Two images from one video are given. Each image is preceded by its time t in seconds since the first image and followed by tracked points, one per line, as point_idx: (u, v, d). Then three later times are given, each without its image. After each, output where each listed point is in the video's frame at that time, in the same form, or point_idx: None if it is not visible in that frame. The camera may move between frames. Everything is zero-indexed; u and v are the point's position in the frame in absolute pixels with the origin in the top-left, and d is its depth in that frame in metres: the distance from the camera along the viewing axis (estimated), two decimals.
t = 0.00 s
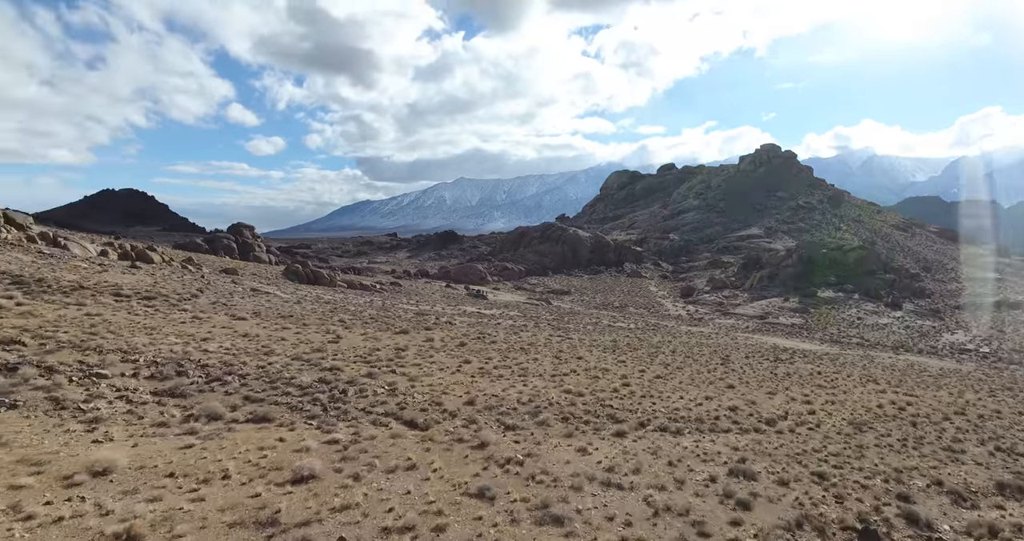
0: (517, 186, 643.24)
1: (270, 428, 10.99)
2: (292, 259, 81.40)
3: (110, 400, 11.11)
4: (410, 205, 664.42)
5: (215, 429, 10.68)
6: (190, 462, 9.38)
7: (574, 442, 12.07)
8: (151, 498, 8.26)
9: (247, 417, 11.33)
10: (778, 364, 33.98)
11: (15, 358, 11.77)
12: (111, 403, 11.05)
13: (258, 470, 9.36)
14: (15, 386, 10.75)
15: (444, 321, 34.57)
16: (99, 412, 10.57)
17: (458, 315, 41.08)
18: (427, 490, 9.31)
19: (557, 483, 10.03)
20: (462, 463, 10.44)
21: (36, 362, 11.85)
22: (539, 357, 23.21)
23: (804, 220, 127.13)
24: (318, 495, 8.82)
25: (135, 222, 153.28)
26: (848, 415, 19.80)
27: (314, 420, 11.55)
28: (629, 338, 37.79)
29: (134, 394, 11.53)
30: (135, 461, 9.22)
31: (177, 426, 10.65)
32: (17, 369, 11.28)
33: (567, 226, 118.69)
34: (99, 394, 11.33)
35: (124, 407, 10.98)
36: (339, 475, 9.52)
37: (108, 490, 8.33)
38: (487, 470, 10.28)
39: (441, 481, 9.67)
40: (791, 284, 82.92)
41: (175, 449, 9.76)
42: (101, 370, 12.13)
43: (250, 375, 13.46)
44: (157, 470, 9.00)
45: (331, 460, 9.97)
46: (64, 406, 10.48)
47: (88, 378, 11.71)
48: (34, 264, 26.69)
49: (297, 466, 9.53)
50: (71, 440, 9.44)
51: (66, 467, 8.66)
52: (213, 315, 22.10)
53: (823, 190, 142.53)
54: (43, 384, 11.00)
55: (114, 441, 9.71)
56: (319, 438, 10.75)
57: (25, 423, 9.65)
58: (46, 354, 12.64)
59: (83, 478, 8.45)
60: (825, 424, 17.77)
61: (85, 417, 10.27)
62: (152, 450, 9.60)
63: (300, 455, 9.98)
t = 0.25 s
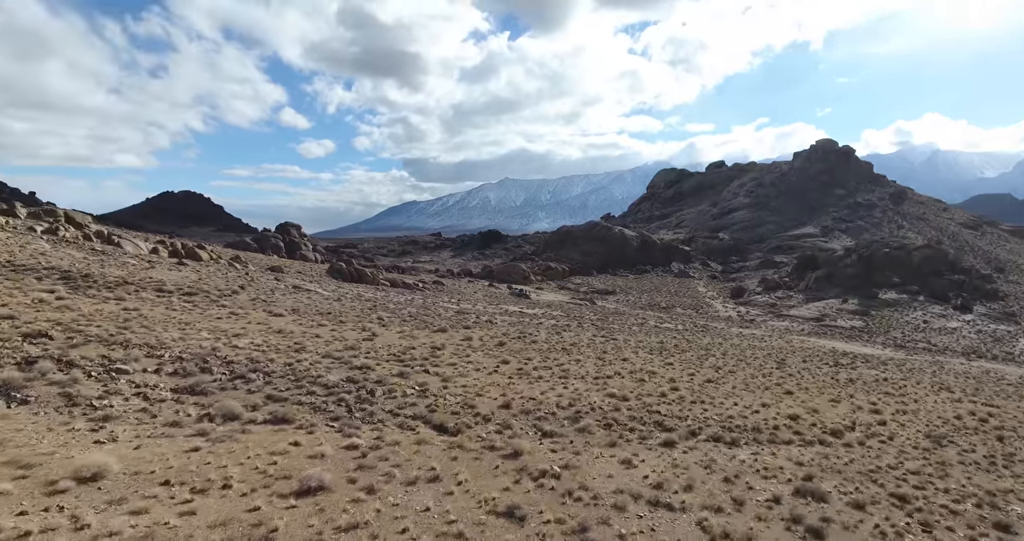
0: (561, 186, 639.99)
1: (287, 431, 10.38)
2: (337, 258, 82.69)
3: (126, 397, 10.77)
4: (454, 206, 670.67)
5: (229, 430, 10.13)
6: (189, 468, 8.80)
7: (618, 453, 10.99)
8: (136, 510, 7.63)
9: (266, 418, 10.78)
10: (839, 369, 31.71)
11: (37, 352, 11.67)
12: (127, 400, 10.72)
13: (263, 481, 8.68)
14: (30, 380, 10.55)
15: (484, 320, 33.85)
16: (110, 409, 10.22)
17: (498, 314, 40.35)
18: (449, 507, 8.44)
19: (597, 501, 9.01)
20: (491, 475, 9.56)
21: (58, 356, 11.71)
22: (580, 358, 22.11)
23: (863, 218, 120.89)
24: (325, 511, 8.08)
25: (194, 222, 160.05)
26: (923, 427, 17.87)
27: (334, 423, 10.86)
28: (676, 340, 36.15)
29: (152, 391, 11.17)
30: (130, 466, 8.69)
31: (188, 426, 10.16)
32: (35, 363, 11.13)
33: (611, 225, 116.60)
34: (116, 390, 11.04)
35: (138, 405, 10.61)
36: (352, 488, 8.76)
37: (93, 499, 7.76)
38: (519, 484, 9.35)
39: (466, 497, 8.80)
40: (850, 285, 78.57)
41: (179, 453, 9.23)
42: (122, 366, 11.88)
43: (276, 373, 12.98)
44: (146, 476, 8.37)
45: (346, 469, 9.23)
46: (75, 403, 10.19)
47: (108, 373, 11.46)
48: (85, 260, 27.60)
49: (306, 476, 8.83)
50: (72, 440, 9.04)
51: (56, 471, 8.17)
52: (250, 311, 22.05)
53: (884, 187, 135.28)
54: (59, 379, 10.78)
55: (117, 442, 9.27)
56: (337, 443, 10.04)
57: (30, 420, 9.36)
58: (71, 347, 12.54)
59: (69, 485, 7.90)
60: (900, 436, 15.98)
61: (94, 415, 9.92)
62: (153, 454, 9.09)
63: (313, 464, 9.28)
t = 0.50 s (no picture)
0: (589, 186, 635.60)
1: (280, 439, 9.66)
2: (364, 257, 83.03)
3: (114, 399, 10.26)
4: (481, 206, 672.34)
5: (216, 438, 9.47)
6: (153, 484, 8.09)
7: (645, 467, 9.98)
8: (82, 533, 6.88)
9: (260, 424, 10.10)
10: (882, 373, 29.79)
11: (32, 351, 11.35)
12: (114, 402, 10.20)
13: (235, 501, 7.92)
14: (15, 381, 10.19)
15: (507, 319, 33.04)
16: (91, 412, 9.68)
17: (523, 314, 39.47)
18: (448, 533, 7.57)
19: (619, 527, 8.03)
20: (501, 494, 8.66)
21: (51, 355, 11.37)
22: (606, 360, 21.01)
23: (904, 217, 116.20)
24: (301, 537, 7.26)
25: (228, 222, 163.63)
26: (984, 438, 16.26)
27: (330, 431, 10.08)
28: (708, 342, 34.67)
29: (143, 393, 10.64)
30: (89, 480, 8.00)
31: (172, 432, 9.56)
32: (24, 363, 10.77)
33: (640, 224, 114.66)
34: (106, 391, 10.56)
35: (125, 408, 10.06)
36: (339, 509, 7.94)
37: (39, 519, 7.04)
38: (533, 504, 8.44)
39: (469, 520, 7.92)
40: (890, 286, 75.30)
41: (153, 464, 8.57)
42: (117, 365, 11.43)
43: (281, 373, 12.34)
44: (102, 493, 7.68)
45: (336, 487, 8.43)
46: (56, 405, 9.71)
47: (99, 374, 11.02)
48: (110, 258, 28.10)
49: (285, 495, 8.05)
50: (40, 448, 8.49)
51: (6, 485, 7.53)
52: (267, 310, 21.68)
53: (927, 185, 129.92)
54: (45, 380, 10.38)
55: (87, 450, 8.67)
56: (330, 454, 9.25)
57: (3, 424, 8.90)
58: (69, 345, 12.21)
59: (13, 503, 7.20)
60: (959, 448, 14.49)
61: (73, 419, 9.41)
62: (123, 465, 8.43)
63: (298, 480, 8.50)
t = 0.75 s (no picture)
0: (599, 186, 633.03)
1: (253, 457, 8.82)
2: (373, 257, 82.59)
3: (78, 409, 9.52)
4: (492, 206, 672.00)
5: (181, 456, 8.63)
6: (95, 514, 6.99)
7: (658, 488, 9.09)
8: None
9: (234, 438, 9.29)
10: (905, 376, 28.53)
11: None
12: (78, 413, 9.45)
13: (189, 533, 6.86)
14: None
15: (514, 320, 32.20)
16: (46, 425, 8.85)
17: (532, 314, 38.58)
18: None
19: None
20: (496, 522, 7.79)
21: (19, 360, 10.76)
22: (616, 364, 20.08)
23: (921, 216, 113.85)
24: None
25: (239, 222, 164.24)
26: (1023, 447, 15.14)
27: (310, 446, 9.26)
28: (721, 344, 33.59)
29: (111, 403, 9.91)
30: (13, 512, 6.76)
31: (137, 446, 8.80)
32: None
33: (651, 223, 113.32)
34: (71, 400, 9.84)
35: (87, 420, 9.27)
36: None
37: None
38: (533, 535, 7.56)
39: None
40: (909, 287, 73.53)
41: (102, 488, 7.57)
42: (87, 372, 10.75)
43: (266, 379, 11.61)
44: (34, 522, 6.65)
45: (309, 514, 7.50)
46: (11, 416, 8.91)
47: (67, 381, 10.32)
48: (110, 258, 27.71)
49: (248, 525, 7.06)
50: None
51: None
52: (264, 310, 21.08)
53: (945, 183, 127.33)
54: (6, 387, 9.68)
55: (30, 470, 7.71)
56: (309, 472, 8.45)
57: None
58: (43, 348, 11.66)
59: None
60: (997, 459, 13.42)
61: (24, 433, 8.55)
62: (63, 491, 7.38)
63: (267, 506, 7.58)
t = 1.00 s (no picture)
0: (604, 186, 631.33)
1: (218, 480, 7.86)
2: (376, 257, 81.99)
3: (30, 424, 8.67)
4: (496, 206, 671.27)
5: (135, 479, 7.67)
6: None
7: (668, 514, 8.21)
8: None
9: (199, 459, 8.39)
10: (920, 380, 27.52)
11: None
12: (28, 428, 8.59)
13: None
14: None
15: (516, 322, 31.37)
16: None
17: (535, 316, 37.75)
18: None
19: None
20: None
21: None
22: (622, 369, 19.20)
23: (931, 215, 112.36)
24: None
25: (244, 222, 164.16)
26: None
27: (284, 463, 8.43)
28: (729, 347, 32.61)
29: (68, 417, 9.10)
30: None
31: (84, 470, 7.78)
32: None
33: (656, 223, 112.29)
34: (24, 414, 9.00)
35: (34, 438, 8.35)
36: None
37: None
38: None
39: None
40: (919, 287, 72.30)
41: (28, 522, 6.41)
42: (48, 383, 10.02)
43: (242, 389, 10.85)
44: None
45: None
46: None
47: (23, 392, 9.58)
48: (102, 258, 27.27)
49: None
50: None
51: None
52: (255, 312, 20.46)
53: (954, 183, 125.73)
54: None
55: None
56: (280, 495, 7.62)
57: None
58: (7, 355, 11.15)
59: None
60: None
61: None
62: None
63: None
